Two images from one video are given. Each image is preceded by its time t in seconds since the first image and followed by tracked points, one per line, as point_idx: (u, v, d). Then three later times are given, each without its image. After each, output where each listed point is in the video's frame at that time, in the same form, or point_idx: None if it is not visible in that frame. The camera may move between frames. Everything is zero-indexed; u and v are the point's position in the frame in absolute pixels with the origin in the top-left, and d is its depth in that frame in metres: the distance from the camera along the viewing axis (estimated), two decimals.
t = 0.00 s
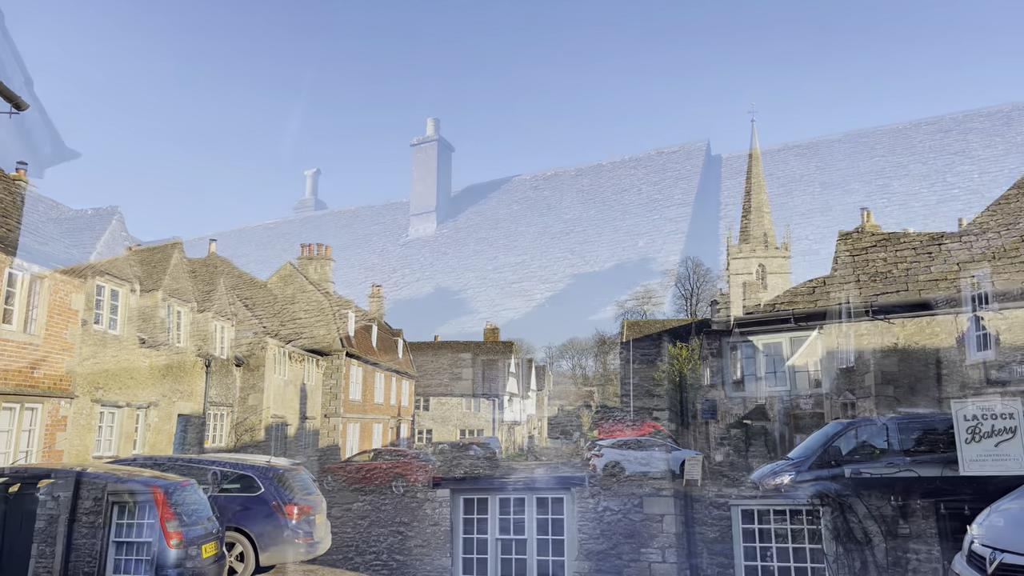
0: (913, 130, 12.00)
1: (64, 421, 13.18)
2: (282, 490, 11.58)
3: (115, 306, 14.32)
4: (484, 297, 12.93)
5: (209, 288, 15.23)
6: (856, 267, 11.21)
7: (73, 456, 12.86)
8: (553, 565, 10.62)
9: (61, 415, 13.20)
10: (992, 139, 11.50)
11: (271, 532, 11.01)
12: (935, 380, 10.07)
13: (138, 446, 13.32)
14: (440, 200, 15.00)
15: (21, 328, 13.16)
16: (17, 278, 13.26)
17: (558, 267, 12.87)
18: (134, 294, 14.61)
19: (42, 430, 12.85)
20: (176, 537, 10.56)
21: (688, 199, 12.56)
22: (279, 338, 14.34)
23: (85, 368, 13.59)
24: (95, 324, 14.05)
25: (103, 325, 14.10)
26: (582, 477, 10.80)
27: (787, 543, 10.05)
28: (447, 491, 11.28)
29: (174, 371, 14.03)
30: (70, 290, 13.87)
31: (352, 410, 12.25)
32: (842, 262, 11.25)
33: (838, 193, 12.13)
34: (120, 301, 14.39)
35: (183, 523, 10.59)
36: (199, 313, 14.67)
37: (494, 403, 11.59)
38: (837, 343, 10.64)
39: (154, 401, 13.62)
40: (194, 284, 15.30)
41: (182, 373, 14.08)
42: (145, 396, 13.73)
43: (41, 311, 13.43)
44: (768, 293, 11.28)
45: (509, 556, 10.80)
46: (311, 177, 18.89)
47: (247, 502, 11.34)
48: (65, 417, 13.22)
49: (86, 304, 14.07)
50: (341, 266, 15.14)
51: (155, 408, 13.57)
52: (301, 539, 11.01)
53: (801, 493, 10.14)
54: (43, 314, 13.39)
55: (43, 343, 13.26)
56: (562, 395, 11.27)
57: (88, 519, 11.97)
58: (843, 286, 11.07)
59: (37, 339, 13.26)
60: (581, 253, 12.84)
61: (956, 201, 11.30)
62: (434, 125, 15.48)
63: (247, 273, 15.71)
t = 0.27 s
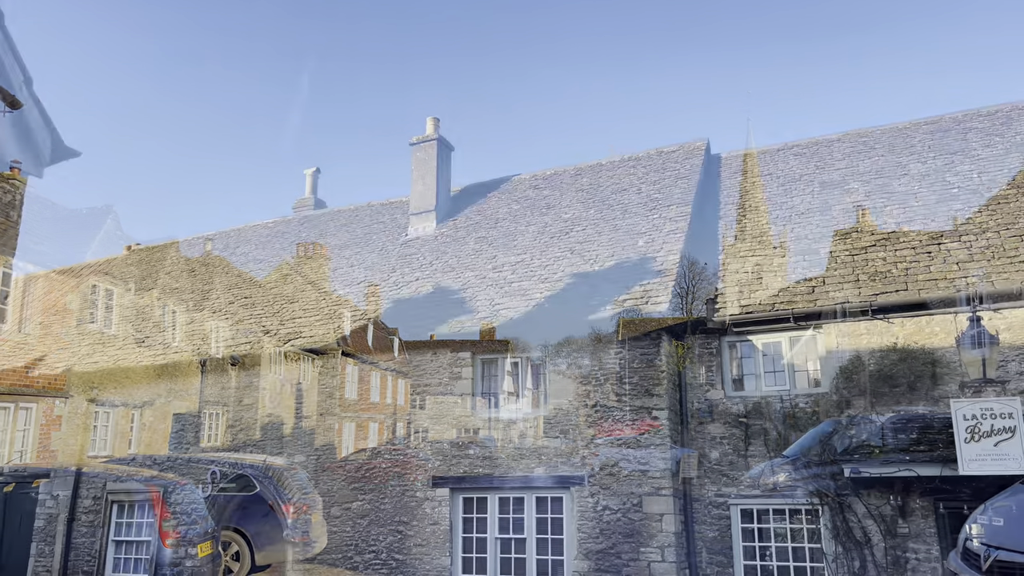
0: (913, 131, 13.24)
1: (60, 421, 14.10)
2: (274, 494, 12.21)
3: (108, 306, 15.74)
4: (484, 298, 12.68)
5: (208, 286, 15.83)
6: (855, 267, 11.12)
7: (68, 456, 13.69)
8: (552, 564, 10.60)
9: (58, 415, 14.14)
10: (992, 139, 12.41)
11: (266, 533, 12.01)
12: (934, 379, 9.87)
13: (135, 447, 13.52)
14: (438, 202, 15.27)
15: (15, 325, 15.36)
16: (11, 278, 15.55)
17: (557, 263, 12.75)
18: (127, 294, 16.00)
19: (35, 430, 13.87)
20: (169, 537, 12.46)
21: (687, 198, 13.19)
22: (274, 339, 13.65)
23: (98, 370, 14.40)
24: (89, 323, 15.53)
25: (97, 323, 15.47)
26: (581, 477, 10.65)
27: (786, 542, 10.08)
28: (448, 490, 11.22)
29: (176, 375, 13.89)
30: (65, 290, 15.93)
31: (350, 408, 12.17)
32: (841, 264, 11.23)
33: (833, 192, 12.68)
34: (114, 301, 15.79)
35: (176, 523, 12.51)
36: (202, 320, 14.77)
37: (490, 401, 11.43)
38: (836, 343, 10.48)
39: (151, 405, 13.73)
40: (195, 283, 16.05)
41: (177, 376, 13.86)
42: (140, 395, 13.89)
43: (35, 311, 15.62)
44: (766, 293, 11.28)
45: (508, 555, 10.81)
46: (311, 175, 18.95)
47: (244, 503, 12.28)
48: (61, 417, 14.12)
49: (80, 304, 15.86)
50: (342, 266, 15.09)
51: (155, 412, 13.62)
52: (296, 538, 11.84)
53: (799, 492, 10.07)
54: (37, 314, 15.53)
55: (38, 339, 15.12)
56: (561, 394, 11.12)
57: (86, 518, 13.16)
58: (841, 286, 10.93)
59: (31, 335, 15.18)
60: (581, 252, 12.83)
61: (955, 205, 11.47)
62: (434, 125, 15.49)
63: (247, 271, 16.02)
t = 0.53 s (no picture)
0: (912, 130, 14.18)
1: (58, 421, 14.37)
2: (272, 495, 12.18)
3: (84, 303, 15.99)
4: (483, 296, 12.41)
5: (207, 285, 16.08)
6: (855, 266, 10.96)
7: (66, 456, 13.98)
8: (551, 563, 10.55)
9: (55, 415, 14.42)
10: (992, 138, 13.04)
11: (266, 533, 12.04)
12: (933, 377, 9.89)
13: (134, 447, 13.48)
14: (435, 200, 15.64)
15: None
16: None
17: (556, 261, 12.74)
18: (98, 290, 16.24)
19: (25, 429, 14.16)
20: (169, 535, 12.76)
21: (686, 197, 13.56)
22: (273, 340, 13.11)
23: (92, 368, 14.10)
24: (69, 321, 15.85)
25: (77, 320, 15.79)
26: (580, 476, 10.52)
27: (785, 541, 10.11)
28: (447, 489, 11.17)
29: (171, 373, 13.53)
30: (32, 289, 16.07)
31: (348, 406, 12.09)
32: (841, 263, 11.08)
33: (832, 191, 12.91)
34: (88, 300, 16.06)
35: (174, 524, 12.75)
36: (202, 320, 14.62)
37: (489, 400, 11.47)
38: (835, 342, 10.45)
39: (149, 406, 13.58)
40: (195, 282, 16.41)
41: (173, 373, 13.52)
42: (135, 392, 13.78)
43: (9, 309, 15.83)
44: (764, 291, 10.98)
45: (507, 553, 10.83)
46: (309, 174, 18.96)
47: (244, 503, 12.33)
48: (58, 417, 14.37)
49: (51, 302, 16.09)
50: (341, 265, 15.10)
51: (153, 412, 13.50)
52: (294, 539, 11.83)
53: (798, 491, 10.07)
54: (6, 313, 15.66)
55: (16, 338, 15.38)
56: (560, 392, 10.97)
57: (86, 517, 13.52)
58: (840, 285, 10.66)
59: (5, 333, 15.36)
60: (580, 250, 12.86)
61: (954, 204, 11.53)
62: (434, 123, 15.48)
63: (247, 269, 16.23)
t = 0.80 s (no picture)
0: (911, 128, 14.17)
1: (56, 418, 14.35)
2: (272, 493, 12.20)
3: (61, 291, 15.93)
4: (482, 294, 12.39)
5: (206, 283, 16.06)
6: (853, 265, 10.95)
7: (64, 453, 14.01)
8: (549, 560, 10.57)
9: (54, 413, 14.40)
10: (991, 136, 13.03)
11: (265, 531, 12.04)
12: (932, 375, 9.91)
13: (133, 445, 13.46)
14: (434, 198, 15.62)
15: None
16: None
17: (556, 259, 12.73)
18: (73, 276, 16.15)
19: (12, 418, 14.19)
20: (168, 534, 12.77)
21: (685, 195, 13.56)
22: (271, 338, 13.09)
23: (91, 367, 14.09)
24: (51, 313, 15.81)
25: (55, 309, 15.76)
26: (579, 474, 10.53)
27: (784, 539, 10.13)
28: (446, 487, 11.17)
29: (169, 371, 13.52)
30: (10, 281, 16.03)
31: (347, 404, 12.08)
32: (840, 261, 11.08)
33: (831, 189, 12.91)
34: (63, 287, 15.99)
35: (172, 523, 12.75)
36: (200, 319, 14.60)
37: (488, 398, 11.47)
38: (834, 340, 10.45)
39: (147, 404, 13.57)
40: (193, 280, 16.39)
41: (171, 371, 13.51)
42: (133, 390, 13.80)
43: None
44: (763, 290, 10.98)
45: (506, 551, 10.86)
46: (308, 172, 18.94)
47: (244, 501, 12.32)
48: (56, 414, 14.37)
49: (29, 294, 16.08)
50: (340, 264, 15.08)
51: (152, 410, 13.50)
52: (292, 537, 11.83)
53: (797, 489, 10.08)
54: None
55: None
56: (559, 389, 10.96)
57: (84, 516, 13.52)
58: (839, 283, 10.66)
59: None
60: (579, 248, 12.85)
61: (952, 202, 11.54)
62: (433, 121, 15.46)
63: (246, 267, 16.22)
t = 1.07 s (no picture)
0: (909, 125, 14.18)
1: (54, 415, 14.34)
2: (270, 490, 12.19)
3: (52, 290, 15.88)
4: (480, 292, 12.38)
5: (204, 280, 16.04)
6: (851, 262, 10.95)
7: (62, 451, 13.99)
8: (548, 557, 10.59)
9: (51, 410, 14.39)
10: (988, 134, 13.05)
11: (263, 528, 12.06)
12: (929, 372, 9.92)
13: (131, 442, 13.46)
14: (432, 196, 15.61)
15: None
16: None
17: (554, 257, 12.73)
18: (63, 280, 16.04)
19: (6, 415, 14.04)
20: (167, 531, 12.77)
21: (683, 192, 13.55)
22: (269, 336, 13.08)
23: (89, 364, 14.06)
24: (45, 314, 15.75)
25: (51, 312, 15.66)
26: (577, 471, 10.54)
27: (781, 536, 10.15)
28: (444, 484, 11.18)
29: (167, 368, 13.51)
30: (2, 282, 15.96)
31: (345, 402, 12.07)
32: (838, 259, 11.08)
33: (829, 186, 12.92)
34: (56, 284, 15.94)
35: (171, 521, 12.75)
36: (198, 316, 14.58)
37: (486, 395, 11.47)
38: (832, 337, 10.46)
39: (146, 401, 13.57)
40: (191, 277, 16.37)
41: (170, 368, 13.50)
42: (132, 388, 13.79)
43: None
44: (761, 287, 10.98)
45: (504, 549, 10.87)
46: (306, 169, 18.91)
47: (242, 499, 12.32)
48: (54, 412, 14.35)
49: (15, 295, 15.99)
50: (339, 261, 15.07)
51: (150, 407, 13.49)
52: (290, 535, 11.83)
53: (794, 486, 10.10)
54: None
55: None
56: (557, 387, 10.97)
57: (82, 513, 13.50)
58: (837, 280, 10.66)
59: None
60: (578, 246, 12.86)
61: (950, 200, 11.55)
62: (431, 118, 15.44)
63: (244, 264, 16.20)
